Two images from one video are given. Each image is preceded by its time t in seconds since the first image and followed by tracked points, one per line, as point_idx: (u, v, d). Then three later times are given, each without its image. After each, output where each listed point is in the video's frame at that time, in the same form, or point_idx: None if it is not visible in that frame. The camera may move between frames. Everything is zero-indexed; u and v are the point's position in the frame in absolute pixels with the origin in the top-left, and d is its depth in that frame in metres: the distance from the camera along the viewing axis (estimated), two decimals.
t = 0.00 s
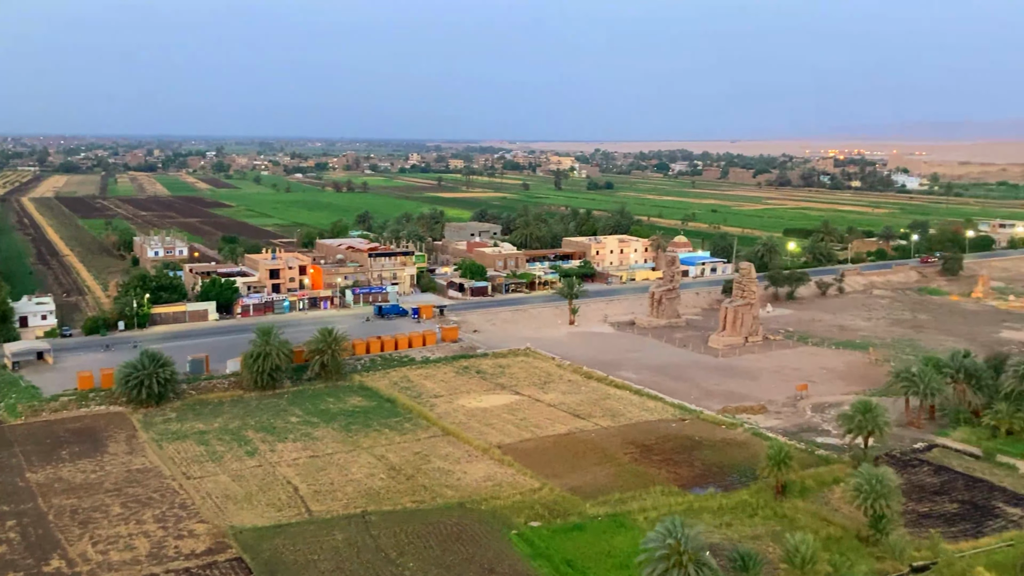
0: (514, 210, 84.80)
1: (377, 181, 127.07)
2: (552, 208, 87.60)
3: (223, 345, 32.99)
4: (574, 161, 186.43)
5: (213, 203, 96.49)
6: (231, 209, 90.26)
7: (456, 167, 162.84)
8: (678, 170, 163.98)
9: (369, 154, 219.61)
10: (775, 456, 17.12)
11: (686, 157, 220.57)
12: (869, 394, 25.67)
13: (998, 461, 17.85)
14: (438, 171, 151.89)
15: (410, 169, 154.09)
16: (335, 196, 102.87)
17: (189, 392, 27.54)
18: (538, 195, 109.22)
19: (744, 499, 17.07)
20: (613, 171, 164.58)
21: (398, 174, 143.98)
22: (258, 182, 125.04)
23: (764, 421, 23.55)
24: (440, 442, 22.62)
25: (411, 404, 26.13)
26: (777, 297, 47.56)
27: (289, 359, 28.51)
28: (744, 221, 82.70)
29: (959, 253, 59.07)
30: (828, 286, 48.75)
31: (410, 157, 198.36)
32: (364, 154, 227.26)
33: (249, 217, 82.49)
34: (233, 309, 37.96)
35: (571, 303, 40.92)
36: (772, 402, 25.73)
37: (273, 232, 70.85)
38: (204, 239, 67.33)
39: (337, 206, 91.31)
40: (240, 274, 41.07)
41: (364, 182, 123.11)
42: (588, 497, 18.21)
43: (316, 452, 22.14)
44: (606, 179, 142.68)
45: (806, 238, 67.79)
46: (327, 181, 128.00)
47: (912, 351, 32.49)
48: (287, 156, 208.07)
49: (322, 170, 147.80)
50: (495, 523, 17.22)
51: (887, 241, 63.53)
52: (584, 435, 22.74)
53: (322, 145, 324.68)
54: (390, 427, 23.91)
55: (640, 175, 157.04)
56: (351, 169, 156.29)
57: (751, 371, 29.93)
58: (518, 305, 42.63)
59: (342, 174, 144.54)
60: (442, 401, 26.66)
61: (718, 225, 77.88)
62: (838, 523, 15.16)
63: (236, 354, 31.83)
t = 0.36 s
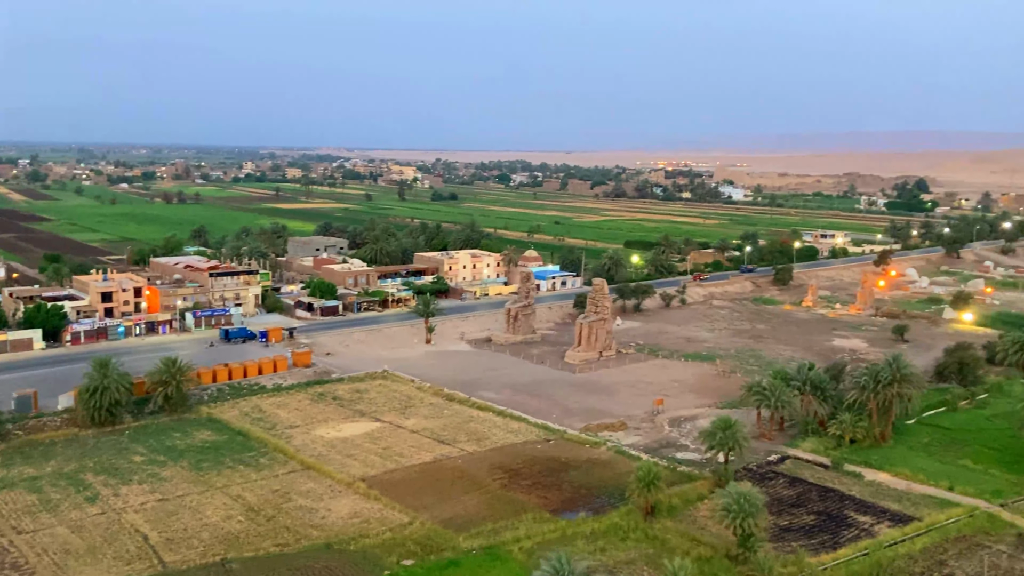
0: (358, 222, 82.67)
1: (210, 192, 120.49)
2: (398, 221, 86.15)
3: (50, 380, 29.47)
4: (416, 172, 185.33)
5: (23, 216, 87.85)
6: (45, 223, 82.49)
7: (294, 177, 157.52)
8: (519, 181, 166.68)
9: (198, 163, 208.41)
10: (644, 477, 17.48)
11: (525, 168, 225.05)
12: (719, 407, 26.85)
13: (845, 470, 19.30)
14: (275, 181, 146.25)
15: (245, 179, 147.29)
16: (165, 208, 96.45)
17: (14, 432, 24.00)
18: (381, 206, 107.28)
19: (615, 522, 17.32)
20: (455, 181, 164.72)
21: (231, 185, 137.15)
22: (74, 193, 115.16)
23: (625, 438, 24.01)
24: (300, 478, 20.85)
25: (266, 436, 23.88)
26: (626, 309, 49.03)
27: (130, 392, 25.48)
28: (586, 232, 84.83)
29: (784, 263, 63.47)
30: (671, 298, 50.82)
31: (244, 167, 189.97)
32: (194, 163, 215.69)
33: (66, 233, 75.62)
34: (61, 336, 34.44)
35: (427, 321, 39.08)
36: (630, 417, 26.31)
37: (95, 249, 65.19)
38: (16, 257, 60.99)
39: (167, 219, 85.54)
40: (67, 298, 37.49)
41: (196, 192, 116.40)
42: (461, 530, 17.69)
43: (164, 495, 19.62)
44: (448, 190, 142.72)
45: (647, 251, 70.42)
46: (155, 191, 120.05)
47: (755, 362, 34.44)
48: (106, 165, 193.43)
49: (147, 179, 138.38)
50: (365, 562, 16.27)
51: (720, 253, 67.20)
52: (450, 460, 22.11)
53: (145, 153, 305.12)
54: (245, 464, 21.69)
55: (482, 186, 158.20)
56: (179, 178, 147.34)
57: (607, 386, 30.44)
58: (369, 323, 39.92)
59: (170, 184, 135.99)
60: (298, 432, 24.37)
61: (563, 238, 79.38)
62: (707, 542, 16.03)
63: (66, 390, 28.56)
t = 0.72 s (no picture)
0: (268, 228, 80.45)
1: (107, 196, 115.10)
2: (310, 226, 84.31)
3: None
4: (326, 175, 182.15)
5: None
6: None
7: (198, 180, 152.36)
8: (431, 185, 165.66)
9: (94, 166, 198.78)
10: (572, 488, 17.50)
11: (436, 171, 224.29)
12: (640, 412, 27.21)
13: (764, 474, 19.83)
14: (177, 185, 140.94)
15: (144, 183, 141.42)
16: (59, 214, 91.65)
17: None
18: (291, 211, 104.75)
19: (543, 534, 17.31)
20: (366, 185, 162.54)
21: (131, 189, 131.50)
22: None
23: (548, 446, 24.01)
24: (218, 498, 20.04)
25: (179, 454, 22.87)
26: (543, 315, 49.27)
27: (31, 412, 23.96)
28: (501, 237, 84.88)
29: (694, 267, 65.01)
30: (588, 303, 51.33)
31: (143, 170, 182.69)
32: (89, 165, 205.78)
33: None
34: None
35: (343, 330, 38.24)
36: (553, 425, 26.33)
37: None
38: None
39: (62, 226, 81.31)
40: None
41: (92, 197, 110.97)
42: (388, 547, 17.27)
43: (72, 521, 18.52)
44: (360, 194, 140.74)
45: (562, 256, 71.04)
46: (47, 195, 113.87)
47: (671, 366, 35.09)
48: None
49: (38, 183, 131.19)
50: None
51: (633, 258, 68.35)
52: (372, 475, 21.63)
53: (36, 155, 289.36)
54: (158, 485, 20.71)
55: (394, 189, 156.53)
56: (74, 182, 140.35)
57: (529, 394, 30.41)
58: (283, 332, 38.82)
59: (65, 188, 129.49)
60: (213, 450, 23.46)
61: (478, 243, 79.21)
62: (635, 551, 16.35)
63: None
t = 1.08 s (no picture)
0: (243, 230, 79.85)
1: (78, 198, 113.54)
2: (286, 228, 83.70)
3: None
4: (301, 176, 181.07)
5: None
6: None
7: (171, 181, 150.75)
8: (406, 186, 165.23)
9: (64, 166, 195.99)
10: (553, 491, 17.51)
11: (413, 172, 223.88)
12: (619, 414, 27.28)
13: (743, 475, 19.96)
14: (149, 186, 139.36)
15: (117, 184, 139.69)
16: (29, 216, 90.22)
17: None
18: (265, 212, 103.95)
19: (524, 537, 17.29)
20: (341, 186, 161.70)
21: (103, 190, 129.90)
22: None
23: (528, 449, 23.99)
24: (195, 504, 19.82)
25: (155, 459, 22.59)
26: (522, 316, 49.25)
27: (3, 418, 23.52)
28: (478, 239, 84.80)
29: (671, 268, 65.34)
30: (566, 304, 51.39)
31: (114, 170, 180.57)
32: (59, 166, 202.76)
33: None
34: None
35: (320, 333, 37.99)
36: (532, 427, 26.31)
37: None
38: None
39: (33, 228, 80.06)
40: None
41: (62, 198, 109.38)
42: (368, 553, 17.16)
43: (46, 528, 18.22)
44: (336, 195, 140.02)
45: (540, 257, 71.12)
46: (16, 197, 112.11)
47: (650, 367, 35.22)
48: None
49: (7, 184, 129.06)
50: None
51: (611, 259, 68.55)
52: (351, 480, 21.48)
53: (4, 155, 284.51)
54: (135, 491, 20.44)
55: (369, 190, 155.89)
56: (44, 183, 138.29)
57: (508, 396, 30.38)
58: (260, 335, 38.51)
59: (35, 190, 127.64)
60: (190, 455, 23.19)
61: (455, 244, 79.12)
62: (616, 554, 16.42)
63: None
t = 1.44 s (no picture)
0: (230, 230, 79.41)
1: (63, 198, 112.64)
2: (273, 228, 83.33)
3: None
4: (288, 177, 180.44)
5: None
6: None
7: (157, 182, 149.86)
8: (394, 186, 164.92)
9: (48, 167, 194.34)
10: (543, 493, 17.50)
11: (401, 173, 223.71)
12: (608, 415, 27.26)
13: (732, 475, 20.02)
14: (135, 186, 138.48)
15: (102, 185, 138.76)
16: (13, 217, 89.40)
17: None
18: (252, 213, 103.45)
19: (514, 539, 17.27)
20: (329, 186, 161.21)
21: (88, 191, 129.01)
22: None
23: (518, 450, 23.97)
24: (184, 507, 19.69)
25: (143, 462, 22.42)
26: (510, 317, 49.21)
27: None
28: (466, 239, 84.73)
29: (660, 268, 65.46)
30: (555, 305, 51.42)
31: (99, 171, 179.36)
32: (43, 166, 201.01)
33: None
34: None
35: (309, 335, 37.80)
36: (522, 429, 26.29)
37: None
38: None
39: (17, 229, 79.35)
40: None
41: (47, 199, 108.41)
42: (358, 555, 17.09)
43: (33, 533, 18.05)
44: (323, 195, 139.60)
45: (528, 258, 71.12)
46: None
47: (639, 368, 35.26)
48: None
49: None
50: None
51: (599, 259, 68.64)
52: (340, 482, 21.41)
53: None
54: (122, 494, 20.29)
55: (357, 191, 155.48)
56: (28, 184, 137.17)
57: (497, 398, 30.34)
58: (248, 336, 38.29)
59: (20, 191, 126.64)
60: (178, 458, 23.03)
61: (443, 245, 78.97)
62: (607, 555, 16.44)
63: None
